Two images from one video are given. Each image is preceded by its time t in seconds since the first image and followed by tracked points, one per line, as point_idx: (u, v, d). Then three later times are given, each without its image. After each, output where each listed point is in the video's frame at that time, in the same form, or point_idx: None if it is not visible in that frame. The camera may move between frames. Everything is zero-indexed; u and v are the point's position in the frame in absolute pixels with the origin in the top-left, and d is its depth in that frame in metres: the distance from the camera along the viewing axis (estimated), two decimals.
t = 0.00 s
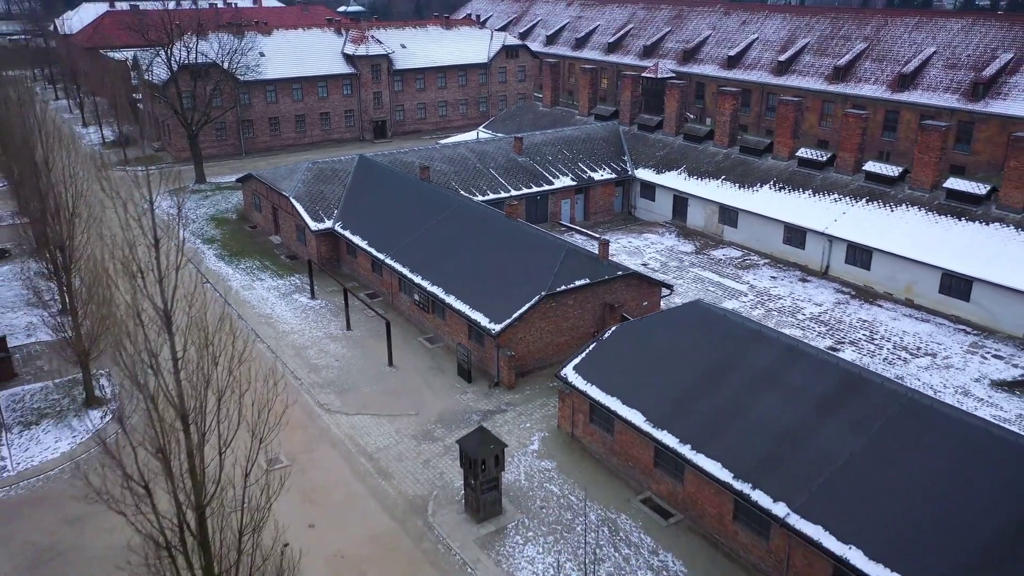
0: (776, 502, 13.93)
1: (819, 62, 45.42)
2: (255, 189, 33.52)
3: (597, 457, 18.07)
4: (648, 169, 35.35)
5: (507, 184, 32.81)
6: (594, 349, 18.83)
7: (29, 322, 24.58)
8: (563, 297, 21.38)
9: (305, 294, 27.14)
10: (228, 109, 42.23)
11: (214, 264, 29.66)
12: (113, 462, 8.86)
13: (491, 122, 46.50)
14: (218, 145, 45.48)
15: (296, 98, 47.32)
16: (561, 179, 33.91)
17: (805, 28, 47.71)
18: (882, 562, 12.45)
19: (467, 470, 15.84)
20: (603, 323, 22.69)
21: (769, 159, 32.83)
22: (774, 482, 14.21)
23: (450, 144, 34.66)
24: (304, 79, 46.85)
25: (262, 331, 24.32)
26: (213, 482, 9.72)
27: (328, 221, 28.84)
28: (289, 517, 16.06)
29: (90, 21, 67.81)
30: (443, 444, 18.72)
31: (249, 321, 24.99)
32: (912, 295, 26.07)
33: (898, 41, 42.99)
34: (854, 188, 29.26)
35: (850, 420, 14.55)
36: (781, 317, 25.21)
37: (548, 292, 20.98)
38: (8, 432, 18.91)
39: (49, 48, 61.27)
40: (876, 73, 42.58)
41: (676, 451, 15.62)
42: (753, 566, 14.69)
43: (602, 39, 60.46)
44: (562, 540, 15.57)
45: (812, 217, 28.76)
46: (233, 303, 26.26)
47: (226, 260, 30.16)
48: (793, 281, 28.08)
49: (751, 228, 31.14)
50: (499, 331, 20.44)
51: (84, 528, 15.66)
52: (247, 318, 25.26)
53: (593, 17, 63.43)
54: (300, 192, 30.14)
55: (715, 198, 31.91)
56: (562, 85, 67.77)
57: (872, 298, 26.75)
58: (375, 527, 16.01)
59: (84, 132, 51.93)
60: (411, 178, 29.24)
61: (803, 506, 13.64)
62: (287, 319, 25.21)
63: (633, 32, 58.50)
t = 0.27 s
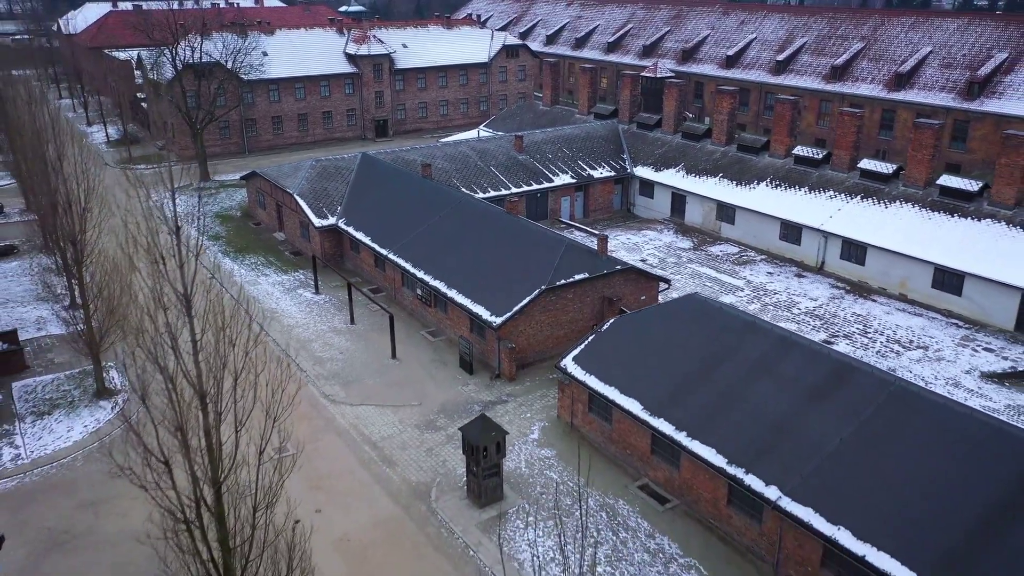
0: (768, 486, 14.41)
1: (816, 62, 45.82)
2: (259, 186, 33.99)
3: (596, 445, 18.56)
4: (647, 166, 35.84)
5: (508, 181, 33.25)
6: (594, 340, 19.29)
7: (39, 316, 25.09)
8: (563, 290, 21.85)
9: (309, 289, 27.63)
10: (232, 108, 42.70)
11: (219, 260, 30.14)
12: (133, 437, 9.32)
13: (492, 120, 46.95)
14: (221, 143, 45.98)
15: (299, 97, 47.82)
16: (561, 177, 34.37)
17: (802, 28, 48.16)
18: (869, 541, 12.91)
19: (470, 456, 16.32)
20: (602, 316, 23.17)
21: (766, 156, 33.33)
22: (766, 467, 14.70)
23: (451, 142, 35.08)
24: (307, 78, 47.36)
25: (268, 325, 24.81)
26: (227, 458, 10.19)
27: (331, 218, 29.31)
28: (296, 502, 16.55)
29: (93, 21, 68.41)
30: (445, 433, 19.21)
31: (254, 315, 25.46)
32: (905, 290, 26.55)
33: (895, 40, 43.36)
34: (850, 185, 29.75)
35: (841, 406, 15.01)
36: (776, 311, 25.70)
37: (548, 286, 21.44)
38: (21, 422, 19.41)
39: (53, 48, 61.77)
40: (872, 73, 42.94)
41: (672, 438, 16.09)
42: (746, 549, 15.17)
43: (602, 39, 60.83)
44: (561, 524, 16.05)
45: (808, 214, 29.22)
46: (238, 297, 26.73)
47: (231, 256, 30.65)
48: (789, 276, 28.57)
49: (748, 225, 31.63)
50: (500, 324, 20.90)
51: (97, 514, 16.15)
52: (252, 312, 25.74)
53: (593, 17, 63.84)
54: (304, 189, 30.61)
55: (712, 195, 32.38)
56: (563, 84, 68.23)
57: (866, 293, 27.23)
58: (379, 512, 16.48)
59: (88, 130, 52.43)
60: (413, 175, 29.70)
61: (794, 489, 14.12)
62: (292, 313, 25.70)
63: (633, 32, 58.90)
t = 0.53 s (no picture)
0: (761, 473, 14.81)
1: (814, 61, 46.14)
2: (263, 184, 34.38)
3: (594, 436, 18.97)
4: (646, 164, 36.26)
5: (508, 179, 33.62)
6: (593, 334, 19.70)
7: (48, 311, 25.51)
8: (563, 285, 22.26)
9: (312, 285, 28.05)
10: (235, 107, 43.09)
11: (224, 256, 30.54)
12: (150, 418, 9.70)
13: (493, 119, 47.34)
14: (224, 142, 46.39)
15: (301, 96, 48.23)
16: (561, 175, 34.76)
17: (800, 28, 48.52)
18: (859, 525, 13.29)
19: (472, 445, 16.72)
20: (601, 311, 23.59)
21: (763, 155, 33.75)
22: (760, 454, 15.09)
23: (452, 140, 35.45)
24: (309, 78, 47.80)
25: (272, 319, 25.22)
26: (240, 440, 10.58)
27: (334, 215, 29.71)
28: (302, 489, 16.95)
29: (96, 20, 68.79)
30: (447, 424, 19.63)
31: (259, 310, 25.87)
32: (900, 285, 26.97)
33: (892, 40, 43.69)
34: (846, 183, 30.16)
35: (833, 396, 15.43)
36: (773, 306, 26.10)
37: (548, 281, 21.84)
38: (32, 413, 19.81)
39: (56, 47, 62.16)
40: (869, 72, 43.29)
41: (669, 428, 16.49)
42: (741, 535, 15.58)
43: (601, 38, 61.16)
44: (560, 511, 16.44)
45: (804, 211, 29.63)
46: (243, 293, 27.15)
47: (235, 252, 31.05)
48: (785, 272, 28.99)
49: (745, 222, 32.04)
50: (501, 318, 21.30)
51: (108, 501, 16.58)
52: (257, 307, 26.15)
53: (593, 17, 64.19)
54: (307, 187, 31.02)
55: (710, 192, 32.79)
56: (563, 83, 68.64)
57: (861, 289, 27.64)
58: (383, 500, 16.89)
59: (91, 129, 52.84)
60: (414, 173, 30.10)
61: (787, 476, 14.52)
62: (295, 308, 26.11)
63: (632, 32, 59.25)
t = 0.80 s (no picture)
0: (754, 458, 15.29)
1: (812, 61, 46.54)
2: (267, 181, 34.84)
3: (593, 425, 19.46)
4: (644, 162, 36.75)
5: (509, 176, 34.07)
6: (592, 326, 20.17)
7: (57, 305, 25.98)
8: (562, 279, 22.75)
9: (316, 280, 28.53)
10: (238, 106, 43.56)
11: (229, 252, 30.99)
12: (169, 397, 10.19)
13: (493, 118, 47.79)
14: (227, 140, 46.86)
15: (303, 95, 48.73)
16: (561, 172, 35.21)
17: (799, 27, 48.96)
18: (848, 507, 13.77)
19: (474, 433, 17.21)
20: (599, 304, 24.07)
21: (761, 153, 34.23)
22: (753, 441, 15.58)
23: (454, 139, 35.90)
24: (311, 77, 48.32)
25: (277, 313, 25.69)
26: (253, 421, 11.04)
27: (337, 211, 30.19)
28: (309, 474, 17.44)
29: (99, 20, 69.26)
30: (450, 414, 20.11)
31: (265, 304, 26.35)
32: (894, 280, 27.44)
33: (889, 40, 44.11)
34: (841, 180, 30.65)
35: (824, 384, 15.91)
36: (769, 301, 26.58)
37: (547, 275, 22.33)
38: (45, 403, 20.29)
39: (60, 46, 62.59)
40: (867, 71, 43.69)
41: (665, 416, 16.97)
42: (735, 519, 16.07)
43: (601, 38, 61.57)
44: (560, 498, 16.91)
45: (800, 208, 30.12)
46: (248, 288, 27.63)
47: (239, 248, 31.52)
48: (781, 268, 29.48)
49: (742, 219, 32.52)
50: (502, 311, 21.79)
51: (121, 487, 17.05)
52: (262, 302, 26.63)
53: (593, 17, 64.65)
54: (311, 184, 31.49)
55: (708, 190, 33.27)
56: (563, 83, 69.13)
57: (856, 284, 28.13)
58: (388, 487, 17.38)
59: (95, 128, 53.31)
60: (415, 171, 30.60)
61: (779, 461, 15.00)
62: (300, 303, 26.60)
63: (632, 31, 59.70)
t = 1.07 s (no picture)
0: (748, 444, 15.76)
1: (809, 60, 46.95)
2: (271, 178, 35.29)
3: (592, 415, 19.94)
4: (643, 160, 37.22)
5: (509, 174, 34.51)
6: (591, 318, 20.64)
7: (66, 300, 26.45)
8: (562, 274, 23.22)
9: (319, 275, 29.00)
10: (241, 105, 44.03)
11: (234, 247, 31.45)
12: (186, 379, 10.66)
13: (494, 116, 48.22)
14: (230, 139, 47.34)
15: (306, 94, 49.23)
16: (560, 170, 35.67)
17: (796, 27, 49.38)
18: (838, 490, 14.25)
19: (476, 421, 17.69)
20: (598, 298, 24.55)
21: (758, 150, 34.70)
22: (746, 428, 16.05)
23: (455, 137, 36.34)
24: (313, 76, 48.82)
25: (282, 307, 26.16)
26: (264, 404, 11.51)
27: (341, 208, 30.66)
28: (315, 461, 17.91)
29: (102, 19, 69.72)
30: (452, 404, 20.59)
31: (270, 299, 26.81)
32: (888, 275, 27.92)
33: (886, 39, 44.47)
34: (837, 177, 31.12)
35: (816, 373, 16.39)
36: (765, 295, 27.05)
37: (547, 269, 22.81)
38: (56, 394, 20.76)
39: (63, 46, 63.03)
40: (863, 70, 44.08)
41: (662, 404, 17.44)
42: (729, 504, 16.55)
43: (601, 38, 61.97)
44: (560, 484, 17.38)
45: (796, 204, 30.59)
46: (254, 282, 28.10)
47: (244, 244, 31.98)
48: (777, 264, 29.96)
49: (739, 215, 32.99)
50: (502, 304, 22.26)
51: (132, 474, 17.52)
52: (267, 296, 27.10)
53: (592, 16, 65.10)
54: (314, 181, 31.96)
55: (706, 187, 33.75)
56: (563, 82, 69.60)
57: (851, 279, 28.61)
58: (392, 473, 17.86)
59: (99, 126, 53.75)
60: (417, 168, 31.06)
61: (771, 446, 15.48)
62: (304, 297, 27.07)
63: (631, 31, 60.14)
